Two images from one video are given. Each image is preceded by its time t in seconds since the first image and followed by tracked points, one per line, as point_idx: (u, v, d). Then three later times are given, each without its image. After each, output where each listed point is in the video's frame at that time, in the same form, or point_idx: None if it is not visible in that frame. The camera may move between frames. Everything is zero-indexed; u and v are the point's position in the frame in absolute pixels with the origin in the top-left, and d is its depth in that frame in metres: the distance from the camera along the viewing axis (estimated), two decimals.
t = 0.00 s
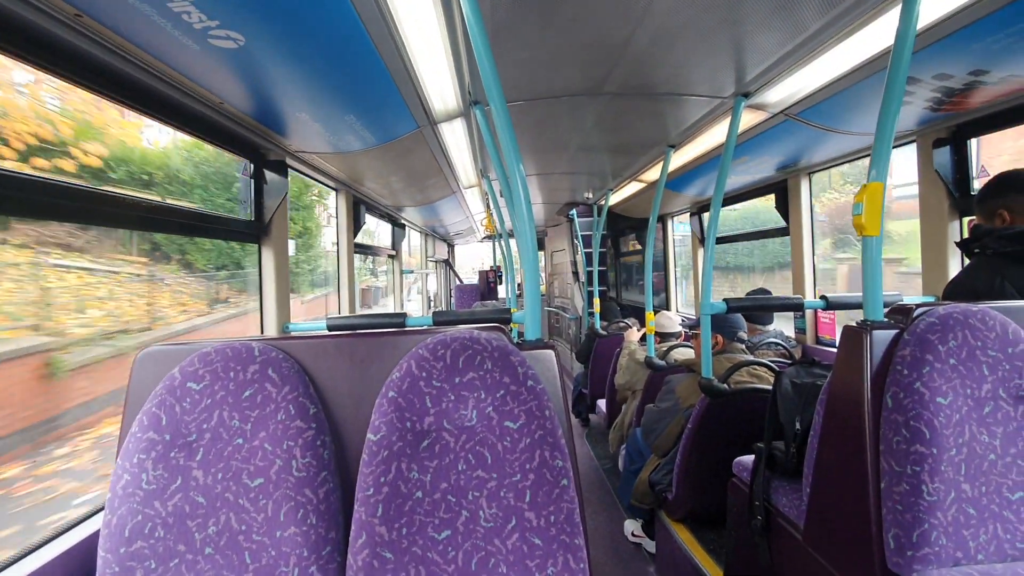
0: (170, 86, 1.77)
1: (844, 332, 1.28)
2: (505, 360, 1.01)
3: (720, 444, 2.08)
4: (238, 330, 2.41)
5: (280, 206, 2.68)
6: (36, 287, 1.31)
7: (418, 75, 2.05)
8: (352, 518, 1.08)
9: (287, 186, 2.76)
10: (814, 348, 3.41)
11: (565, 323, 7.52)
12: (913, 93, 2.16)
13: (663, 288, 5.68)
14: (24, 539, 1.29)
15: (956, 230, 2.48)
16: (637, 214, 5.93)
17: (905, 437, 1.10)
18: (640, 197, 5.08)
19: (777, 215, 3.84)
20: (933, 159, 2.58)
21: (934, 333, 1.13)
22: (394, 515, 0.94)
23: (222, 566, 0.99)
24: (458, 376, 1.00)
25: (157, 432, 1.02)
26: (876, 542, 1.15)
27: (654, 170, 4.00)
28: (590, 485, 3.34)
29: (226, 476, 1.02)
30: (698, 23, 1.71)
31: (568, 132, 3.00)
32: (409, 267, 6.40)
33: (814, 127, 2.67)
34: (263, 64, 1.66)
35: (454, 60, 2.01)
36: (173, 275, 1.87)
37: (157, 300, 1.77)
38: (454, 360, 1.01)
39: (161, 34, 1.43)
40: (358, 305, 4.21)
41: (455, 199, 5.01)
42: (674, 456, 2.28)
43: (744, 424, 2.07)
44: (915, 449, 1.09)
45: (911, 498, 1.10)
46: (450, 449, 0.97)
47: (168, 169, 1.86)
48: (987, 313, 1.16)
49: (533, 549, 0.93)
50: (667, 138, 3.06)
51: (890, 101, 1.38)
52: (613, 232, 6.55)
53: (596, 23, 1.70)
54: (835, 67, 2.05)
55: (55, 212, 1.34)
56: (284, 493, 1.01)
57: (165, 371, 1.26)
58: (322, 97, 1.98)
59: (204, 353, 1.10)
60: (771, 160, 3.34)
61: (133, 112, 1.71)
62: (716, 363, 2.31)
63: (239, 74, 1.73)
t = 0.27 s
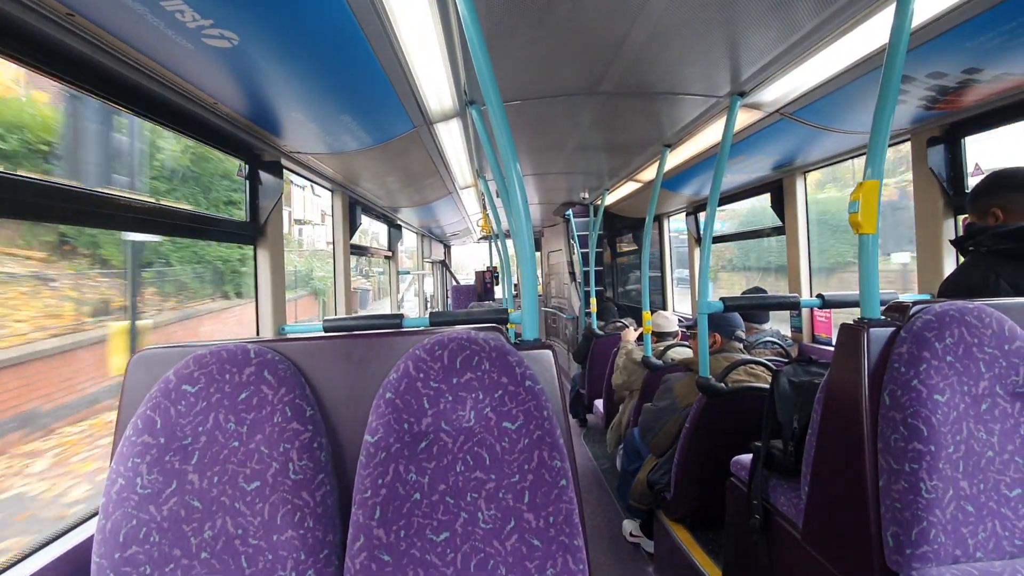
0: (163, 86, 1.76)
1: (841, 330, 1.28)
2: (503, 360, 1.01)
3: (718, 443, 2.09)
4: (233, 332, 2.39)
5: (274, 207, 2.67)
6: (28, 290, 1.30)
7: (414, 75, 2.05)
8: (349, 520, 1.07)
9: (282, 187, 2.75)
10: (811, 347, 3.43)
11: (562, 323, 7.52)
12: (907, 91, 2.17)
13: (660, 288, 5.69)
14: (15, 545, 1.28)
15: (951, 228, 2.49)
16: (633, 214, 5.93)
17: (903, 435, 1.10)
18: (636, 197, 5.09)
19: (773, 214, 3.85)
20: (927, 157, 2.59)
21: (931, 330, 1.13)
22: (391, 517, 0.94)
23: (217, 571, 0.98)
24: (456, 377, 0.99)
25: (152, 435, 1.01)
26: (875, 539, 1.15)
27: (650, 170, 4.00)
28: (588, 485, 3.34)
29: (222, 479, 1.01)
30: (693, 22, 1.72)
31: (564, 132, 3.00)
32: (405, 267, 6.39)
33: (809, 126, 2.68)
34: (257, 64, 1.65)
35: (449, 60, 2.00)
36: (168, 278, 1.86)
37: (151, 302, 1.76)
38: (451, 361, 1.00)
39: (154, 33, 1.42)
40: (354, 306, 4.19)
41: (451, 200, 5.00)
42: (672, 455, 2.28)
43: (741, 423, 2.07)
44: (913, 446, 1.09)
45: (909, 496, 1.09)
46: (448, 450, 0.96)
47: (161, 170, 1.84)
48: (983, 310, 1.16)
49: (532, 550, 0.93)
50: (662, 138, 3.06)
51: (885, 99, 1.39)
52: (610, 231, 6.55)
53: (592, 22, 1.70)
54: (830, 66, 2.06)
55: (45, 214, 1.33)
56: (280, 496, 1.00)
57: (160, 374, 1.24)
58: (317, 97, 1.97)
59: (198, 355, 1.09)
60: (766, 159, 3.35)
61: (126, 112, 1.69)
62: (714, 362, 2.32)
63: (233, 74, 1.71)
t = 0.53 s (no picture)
0: (157, 85, 1.74)
1: (838, 330, 1.29)
2: (500, 361, 1.00)
3: (714, 443, 2.09)
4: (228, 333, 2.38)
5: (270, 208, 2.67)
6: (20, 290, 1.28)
7: (410, 75, 2.04)
8: (346, 523, 1.06)
9: (277, 187, 2.73)
10: (806, 347, 3.44)
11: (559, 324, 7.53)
12: (902, 92, 2.18)
13: (656, 288, 5.70)
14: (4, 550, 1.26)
15: (945, 228, 2.51)
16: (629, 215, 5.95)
17: (900, 434, 1.11)
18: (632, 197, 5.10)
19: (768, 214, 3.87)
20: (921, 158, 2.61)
21: (927, 330, 1.14)
22: (388, 519, 0.93)
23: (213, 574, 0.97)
24: (453, 378, 0.99)
25: (146, 437, 1.00)
26: (872, 539, 1.15)
27: (646, 171, 4.01)
28: (585, 485, 3.34)
29: (217, 481, 1.00)
30: (690, 22, 1.72)
31: (560, 133, 3.00)
32: (401, 268, 6.38)
33: (805, 126, 2.69)
34: (253, 63, 1.64)
35: (446, 60, 2.00)
36: (162, 278, 1.84)
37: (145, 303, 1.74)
38: (448, 362, 1.00)
39: (149, 32, 1.40)
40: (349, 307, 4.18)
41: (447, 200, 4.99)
42: (669, 455, 2.28)
43: (738, 423, 2.08)
44: (910, 446, 1.09)
45: (906, 495, 1.10)
46: (446, 452, 0.96)
47: (156, 170, 1.83)
48: (979, 310, 1.17)
49: (530, 552, 0.93)
50: (658, 138, 3.07)
51: (881, 99, 1.39)
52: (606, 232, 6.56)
53: (589, 23, 1.70)
54: (825, 67, 2.07)
55: (38, 214, 1.31)
56: (276, 499, 1.00)
57: (154, 376, 1.23)
58: (313, 97, 1.96)
59: (193, 356, 1.08)
60: (762, 160, 3.36)
61: (120, 111, 1.68)
62: (710, 362, 2.32)
63: (228, 73, 1.70)
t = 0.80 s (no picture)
0: (151, 77, 1.73)
1: (832, 328, 1.29)
2: (496, 356, 1.00)
3: (708, 440, 2.10)
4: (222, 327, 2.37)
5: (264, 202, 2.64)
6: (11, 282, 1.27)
7: (408, 69, 2.03)
8: (340, 517, 1.06)
9: (272, 181, 2.71)
10: (800, 345, 3.46)
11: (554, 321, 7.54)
12: (899, 91, 2.19)
13: (651, 286, 5.71)
14: None
15: (939, 227, 2.53)
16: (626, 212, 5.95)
17: (893, 431, 1.12)
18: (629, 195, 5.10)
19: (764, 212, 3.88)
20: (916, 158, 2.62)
21: (921, 328, 1.15)
22: (383, 514, 0.93)
23: (206, 569, 0.96)
24: (448, 373, 0.99)
25: (139, 431, 0.99)
26: (864, 535, 1.16)
27: (643, 168, 4.01)
28: (580, 481, 3.36)
29: (211, 476, 0.99)
30: (688, 19, 1.71)
31: (558, 129, 3.00)
32: (397, 264, 6.36)
33: (802, 125, 2.70)
34: (249, 55, 1.62)
35: (443, 55, 1.99)
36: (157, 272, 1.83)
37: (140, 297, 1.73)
38: (444, 357, 1.00)
39: (143, 23, 1.39)
40: (344, 302, 4.16)
41: (444, 196, 4.97)
42: (663, 452, 2.29)
43: (732, 420, 2.09)
44: (902, 443, 1.10)
45: (898, 492, 1.11)
46: (441, 447, 0.95)
47: (149, 162, 1.81)
48: (972, 309, 1.18)
49: (525, 547, 0.93)
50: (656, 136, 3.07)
51: (878, 98, 1.39)
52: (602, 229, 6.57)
53: (587, 18, 1.69)
54: (823, 65, 2.07)
55: (30, 206, 1.29)
56: (271, 493, 0.99)
57: (148, 369, 1.22)
58: (310, 90, 1.95)
59: (187, 350, 1.07)
60: (758, 158, 3.37)
61: (113, 103, 1.66)
62: (705, 360, 2.33)
63: (223, 65, 1.69)
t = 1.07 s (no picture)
0: (150, 71, 1.72)
1: (828, 331, 1.30)
2: (493, 355, 1.01)
3: (704, 441, 2.11)
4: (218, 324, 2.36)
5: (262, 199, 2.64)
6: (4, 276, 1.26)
7: (408, 68, 2.03)
8: (335, 515, 1.06)
9: (270, 178, 2.70)
10: (796, 348, 3.48)
11: (551, 322, 7.54)
12: (895, 96, 2.20)
13: (648, 288, 5.72)
14: None
15: (934, 232, 2.55)
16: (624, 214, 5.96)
17: (886, 434, 1.12)
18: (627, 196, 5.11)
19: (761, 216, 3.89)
20: (912, 163, 2.64)
21: (915, 332, 1.16)
22: (379, 511, 0.93)
23: (201, 565, 0.96)
24: (446, 371, 0.99)
25: (134, 426, 0.99)
26: (857, 536, 1.17)
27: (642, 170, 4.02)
28: (575, 482, 3.36)
29: (206, 471, 0.99)
30: (688, 22, 1.72)
31: (557, 130, 3.00)
32: (394, 263, 6.34)
33: (799, 129, 2.71)
34: (249, 52, 1.62)
35: (444, 54, 1.99)
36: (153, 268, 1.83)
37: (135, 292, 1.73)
38: (442, 355, 1.00)
39: (143, 17, 1.38)
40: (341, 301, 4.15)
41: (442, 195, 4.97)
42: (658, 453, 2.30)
43: (727, 422, 2.10)
44: (895, 445, 1.11)
45: (891, 494, 1.11)
46: (438, 445, 0.96)
47: (146, 157, 1.80)
48: (966, 313, 1.19)
49: (521, 545, 0.93)
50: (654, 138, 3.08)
51: (876, 102, 1.40)
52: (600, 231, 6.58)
53: (588, 20, 1.70)
54: (821, 70, 2.08)
55: (21, 197, 1.29)
56: (266, 490, 0.99)
57: (144, 364, 1.22)
58: (309, 87, 1.94)
59: (184, 346, 1.06)
60: (756, 162, 3.38)
61: (112, 97, 1.65)
62: (701, 361, 2.34)
63: (223, 61, 1.68)
